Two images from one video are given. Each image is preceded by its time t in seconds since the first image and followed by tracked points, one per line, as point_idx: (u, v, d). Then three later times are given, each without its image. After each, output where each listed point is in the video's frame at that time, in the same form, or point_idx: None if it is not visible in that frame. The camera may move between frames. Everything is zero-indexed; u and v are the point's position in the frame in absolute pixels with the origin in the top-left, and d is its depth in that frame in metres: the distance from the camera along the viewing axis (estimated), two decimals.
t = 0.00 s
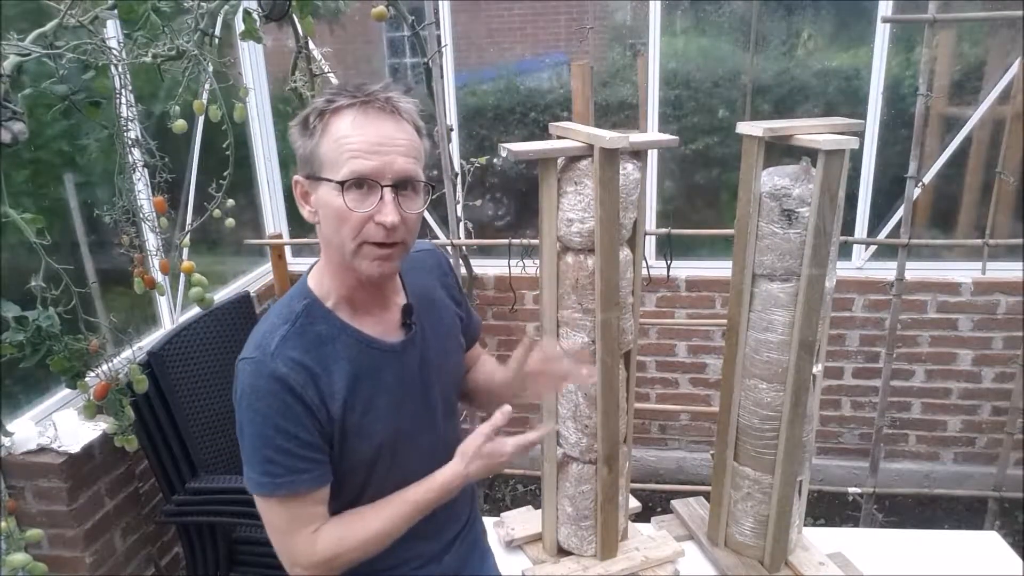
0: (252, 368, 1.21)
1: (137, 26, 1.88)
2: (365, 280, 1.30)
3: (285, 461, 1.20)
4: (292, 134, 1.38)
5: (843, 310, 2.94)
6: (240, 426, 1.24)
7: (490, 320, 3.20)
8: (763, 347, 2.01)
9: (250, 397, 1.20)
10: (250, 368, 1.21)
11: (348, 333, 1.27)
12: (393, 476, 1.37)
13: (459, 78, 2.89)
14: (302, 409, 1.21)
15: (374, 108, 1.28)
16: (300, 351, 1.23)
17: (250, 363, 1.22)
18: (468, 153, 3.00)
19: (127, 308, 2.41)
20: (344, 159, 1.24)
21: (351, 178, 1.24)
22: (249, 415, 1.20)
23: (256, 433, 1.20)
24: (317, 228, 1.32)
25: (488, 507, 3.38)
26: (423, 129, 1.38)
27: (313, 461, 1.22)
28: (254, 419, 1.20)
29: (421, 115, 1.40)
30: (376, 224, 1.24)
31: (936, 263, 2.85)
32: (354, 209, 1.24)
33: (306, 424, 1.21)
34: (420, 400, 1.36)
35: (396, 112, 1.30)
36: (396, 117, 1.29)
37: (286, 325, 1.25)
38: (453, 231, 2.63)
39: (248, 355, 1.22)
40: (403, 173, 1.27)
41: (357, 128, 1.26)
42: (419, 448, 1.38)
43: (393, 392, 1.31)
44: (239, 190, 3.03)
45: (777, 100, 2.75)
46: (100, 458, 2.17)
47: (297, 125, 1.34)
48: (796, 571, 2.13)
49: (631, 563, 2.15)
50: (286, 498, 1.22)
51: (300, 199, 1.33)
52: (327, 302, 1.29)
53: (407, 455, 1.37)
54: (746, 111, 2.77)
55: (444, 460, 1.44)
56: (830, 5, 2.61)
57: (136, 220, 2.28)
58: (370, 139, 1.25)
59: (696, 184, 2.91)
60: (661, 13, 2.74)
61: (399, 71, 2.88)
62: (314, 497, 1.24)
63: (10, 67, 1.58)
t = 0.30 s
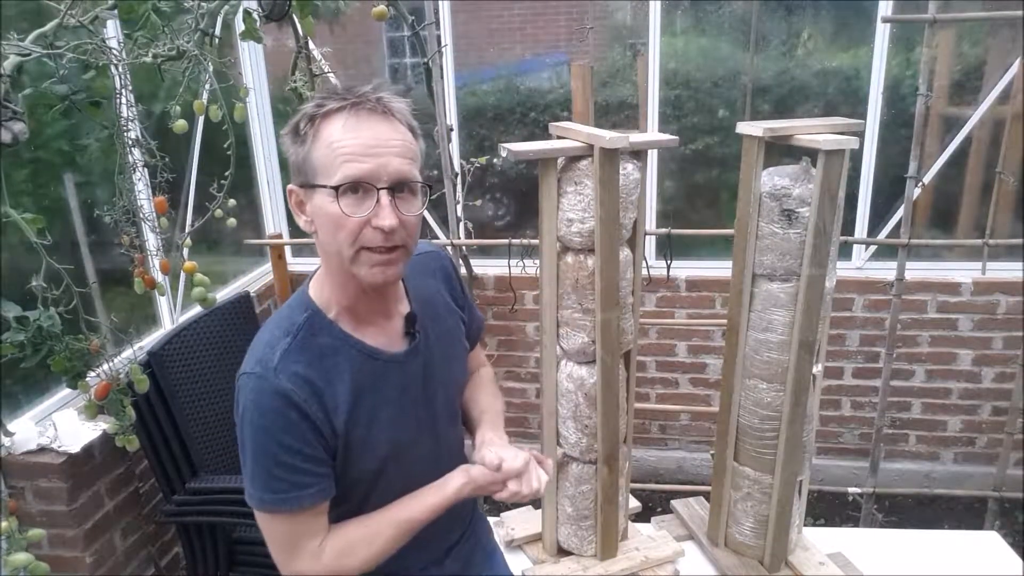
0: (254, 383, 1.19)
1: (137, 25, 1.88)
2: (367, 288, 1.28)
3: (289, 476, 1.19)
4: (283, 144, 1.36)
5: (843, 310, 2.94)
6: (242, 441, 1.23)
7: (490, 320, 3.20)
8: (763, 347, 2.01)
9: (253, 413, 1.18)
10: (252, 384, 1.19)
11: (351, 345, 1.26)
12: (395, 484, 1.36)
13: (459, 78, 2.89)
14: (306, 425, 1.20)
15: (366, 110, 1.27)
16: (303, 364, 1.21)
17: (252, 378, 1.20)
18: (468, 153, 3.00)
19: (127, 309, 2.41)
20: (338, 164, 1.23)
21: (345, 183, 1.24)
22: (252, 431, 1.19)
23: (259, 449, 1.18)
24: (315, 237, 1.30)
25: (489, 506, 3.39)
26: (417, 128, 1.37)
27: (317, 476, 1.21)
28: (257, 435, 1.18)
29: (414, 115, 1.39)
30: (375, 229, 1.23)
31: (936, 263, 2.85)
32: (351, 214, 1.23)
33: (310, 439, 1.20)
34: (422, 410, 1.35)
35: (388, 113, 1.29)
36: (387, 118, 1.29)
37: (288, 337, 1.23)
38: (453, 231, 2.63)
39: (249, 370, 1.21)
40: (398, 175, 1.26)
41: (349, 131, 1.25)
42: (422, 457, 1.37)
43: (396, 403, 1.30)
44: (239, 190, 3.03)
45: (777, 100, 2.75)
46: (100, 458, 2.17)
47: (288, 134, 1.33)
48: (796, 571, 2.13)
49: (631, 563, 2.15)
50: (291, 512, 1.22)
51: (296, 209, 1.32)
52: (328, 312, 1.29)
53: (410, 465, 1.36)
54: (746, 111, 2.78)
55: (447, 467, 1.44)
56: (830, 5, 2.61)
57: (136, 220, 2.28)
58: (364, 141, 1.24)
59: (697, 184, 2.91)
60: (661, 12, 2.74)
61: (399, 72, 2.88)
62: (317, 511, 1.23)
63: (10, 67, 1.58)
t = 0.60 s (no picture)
0: (268, 378, 1.16)
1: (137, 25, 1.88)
2: (384, 285, 1.25)
3: (303, 474, 1.16)
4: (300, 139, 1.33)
5: (843, 310, 2.94)
6: (254, 437, 1.19)
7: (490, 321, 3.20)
8: (763, 347, 2.01)
9: (268, 409, 1.15)
10: (266, 379, 1.15)
11: (367, 342, 1.23)
12: (406, 486, 1.33)
13: (459, 78, 2.89)
14: (320, 421, 1.16)
15: (386, 106, 1.24)
16: (319, 360, 1.18)
17: (266, 372, 1.16)
18: (468, 153, 3.00)
19: (127, 308, 2.41)
20: (358, 159, 1.20)
21: (366, 179, 1.20)
22: (265, 427, 1.15)
23: (272, 445, 1.15)
24: (333, 233, 1.27)
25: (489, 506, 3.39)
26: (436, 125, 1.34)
27: (330, 474, 1.18)
28: (271, 431, 1.15)
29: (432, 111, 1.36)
30: (395, 224, 1.20)
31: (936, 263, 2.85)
32: (371, 210, 1.20)
33: (324, 436, 1.17)
34: (435, 409, 1.32)
35: (409, 109, 1.26)
36: (409, 114, 1.25)
37: (303, 333, 1.19)
38: (453, 231, 2.63)
39: (263, 364, 1.17)
40: (418, 171, 1.23)
41: (369, 127, 1.21)
42: (434, 457, 1.34)
43: (411, 403, 1.27)
44: (239, 190, 3.03)
45: (777, 100, 2.75)
46: (100, 458, 2.17)
47: (306, 129, 1.30)
48: (796, 571, 2.13)
49: (631, 563, 2.15)
50: (302, 511, 1.18)
51: (313, 204, 1.28)
52: (344, 308, 1.25)
53: (422, 466, 1.33)
54: (746, 111, 2.78)
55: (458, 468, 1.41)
56: (830, 5, 2.61)
57: (136, 220, 2.28)
58: (384, 138, 1.21)
59: (696, 184, 2.91)
60: (661, 13, 2.74)
61: (399, 71, 2.88)
62: (328, 509, 1.20)
63: (10, 67, 1.58)
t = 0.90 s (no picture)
0: (291, 363, 1.11)
1: (137, 25, 1.87)
2: (417, 278, 1.21)
3: (321, 460, 1.10)
4: (330, 137, 1.25)
5: (843, 310, 2.94)
6: (272, 423, 1.14)
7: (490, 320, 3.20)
8: (763, 347, 2.01)
9: (289, 394, 1.10)
10: (289, 364, 1.11)
11: (391, 333, 1.18)
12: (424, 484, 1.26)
13: (459, 78, 2.89)
14: (342, 409, 1.11)
15: (433, 105, 1.18)
16: (342, 347, 1.13)
17: (289, 358, 1.12)
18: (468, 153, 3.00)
19: (127, 308, 2.41)
20: (410, 162, 1.14)
21: (416, 179, 1.15)
22: (286, 412, 1.10)
23: (292, 430, 1.10)
24: (368, 231, 1.20)
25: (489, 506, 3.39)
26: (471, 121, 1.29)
27: (349, 463, 1.12)
28: (291, 416, 1.10)
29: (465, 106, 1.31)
30: (442, 222, 1.16)
31: (936, 263, 2.85)
32: (419, 208, 1.15)
33: (345, 423, 1.11)
34: (458, 404, 1.27)
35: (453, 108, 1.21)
36: (454, 113, 1.20)
37: (327, 320, 1.15)
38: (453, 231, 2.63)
39: (286, 350, 1.13)
40: (464, 170, 1.19)
41: (419, 128, 1.16)
42: (454, 455, 1.28)
43: (432, 396, 1.21)
44: (239, 190, 3.03)
45: (777, 100, 2.75)
46: (100, 458, 2.17)
47: (340, 127, 1.22)
48: (796, 571, 2.13)
49: (631, 563, 2.15)
50: (318, 499, 1.13)
51: (348, 201, 1.21)
52: (371, 301, 1.20)
53: (442, 463, 1.26)
54: (746, 111, 2.78)
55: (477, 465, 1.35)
56: (829, 5, 2.61)
57: (136, 220, 2.28)
58: (435, 138, 1.16)
59: (696, 184, 2.91)
60: (661, 13, 2.74)
61: (399, 71, 2.87)
62: (345, 498, 1.15)
63: (10, 67, 1.58)
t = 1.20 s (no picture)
0: (314, 364, 1.12)
1: (137, 25, 1.87)
2: (441, 276, 1.22)
3: (346, 459, 1.10)
4: (350, 136, 1.25)
5: (843, 310, 2.94)
6: (298, 425, 1.14)
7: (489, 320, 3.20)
8: (763, 347, 2.01)
9: (313, 394, 1.10)
10: (313, 365, 1.12)
11: (414, 332, 1.18)
12: (450, 485, 1.25)
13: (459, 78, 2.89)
14: (366, 407, 1.11)
15: (454, 106, 1.18)
16: (364, 347, 1.14)
17: (313, 359, 1.13)
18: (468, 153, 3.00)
19: (127, 309, 2.41)
20: (435, 162, 1.15)
21: (442, 180, 1.15)
22: (311, 411, 1.11)
23: (317, 430, 1.10)
24: (392, 231, 1.21)
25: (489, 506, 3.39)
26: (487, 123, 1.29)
27: (374, 462, 1.12)
28: (316, 415, 1.10)
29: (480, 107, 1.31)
30: (467, 221, 1.16)
31: (936, 263, 2.84)
32: (446, 209, 1.15)
33: (369, 422, 1.11)
34: (482, 402, 1.25)
35: (472, 109, 1.21)
36: (474, 115, 1.20)
37: (349, 321, 1.16)
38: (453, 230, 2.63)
39: (310, 352, 1.14)
40: (487, 170, 1.19)
41: (442, 129, 1.16)
42: (479, 455, 1.27)
43: (455, 395, 1.21)
44: (239, 190, 3.03)
45: (777, 100, 2.75)
46: (100, 458, 2.17)
47: (360, 129, 1.22)
48: (796, 571, 2.13)
49: (631, 563, 2.15)
50: (344, 499, 1.12)
51: (370, 202, 1.21)
52: (392, 301, 1.20)
53: (467, 463, 1.25)
54: (746, 111, 2.78)
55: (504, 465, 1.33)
56: (829, 5, 2.61)
57: (136, 220, 2.28)
58: (458, 139, 1.16)
59: (696, 184, 2.91)
60: (661, 13, 2.74)
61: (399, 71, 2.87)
62: (370, 497, 1.14)
63: (10, 67, 1.58)
